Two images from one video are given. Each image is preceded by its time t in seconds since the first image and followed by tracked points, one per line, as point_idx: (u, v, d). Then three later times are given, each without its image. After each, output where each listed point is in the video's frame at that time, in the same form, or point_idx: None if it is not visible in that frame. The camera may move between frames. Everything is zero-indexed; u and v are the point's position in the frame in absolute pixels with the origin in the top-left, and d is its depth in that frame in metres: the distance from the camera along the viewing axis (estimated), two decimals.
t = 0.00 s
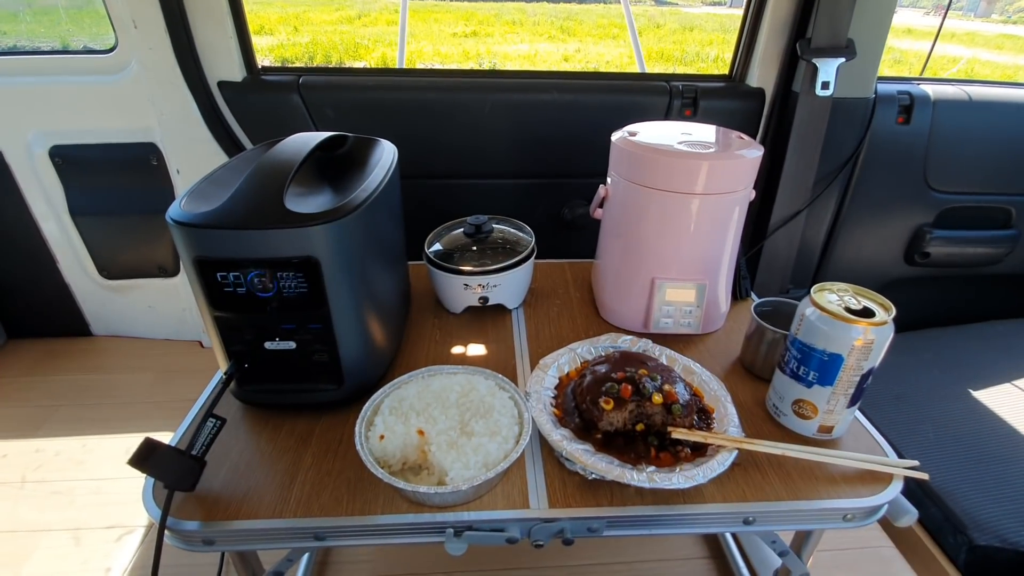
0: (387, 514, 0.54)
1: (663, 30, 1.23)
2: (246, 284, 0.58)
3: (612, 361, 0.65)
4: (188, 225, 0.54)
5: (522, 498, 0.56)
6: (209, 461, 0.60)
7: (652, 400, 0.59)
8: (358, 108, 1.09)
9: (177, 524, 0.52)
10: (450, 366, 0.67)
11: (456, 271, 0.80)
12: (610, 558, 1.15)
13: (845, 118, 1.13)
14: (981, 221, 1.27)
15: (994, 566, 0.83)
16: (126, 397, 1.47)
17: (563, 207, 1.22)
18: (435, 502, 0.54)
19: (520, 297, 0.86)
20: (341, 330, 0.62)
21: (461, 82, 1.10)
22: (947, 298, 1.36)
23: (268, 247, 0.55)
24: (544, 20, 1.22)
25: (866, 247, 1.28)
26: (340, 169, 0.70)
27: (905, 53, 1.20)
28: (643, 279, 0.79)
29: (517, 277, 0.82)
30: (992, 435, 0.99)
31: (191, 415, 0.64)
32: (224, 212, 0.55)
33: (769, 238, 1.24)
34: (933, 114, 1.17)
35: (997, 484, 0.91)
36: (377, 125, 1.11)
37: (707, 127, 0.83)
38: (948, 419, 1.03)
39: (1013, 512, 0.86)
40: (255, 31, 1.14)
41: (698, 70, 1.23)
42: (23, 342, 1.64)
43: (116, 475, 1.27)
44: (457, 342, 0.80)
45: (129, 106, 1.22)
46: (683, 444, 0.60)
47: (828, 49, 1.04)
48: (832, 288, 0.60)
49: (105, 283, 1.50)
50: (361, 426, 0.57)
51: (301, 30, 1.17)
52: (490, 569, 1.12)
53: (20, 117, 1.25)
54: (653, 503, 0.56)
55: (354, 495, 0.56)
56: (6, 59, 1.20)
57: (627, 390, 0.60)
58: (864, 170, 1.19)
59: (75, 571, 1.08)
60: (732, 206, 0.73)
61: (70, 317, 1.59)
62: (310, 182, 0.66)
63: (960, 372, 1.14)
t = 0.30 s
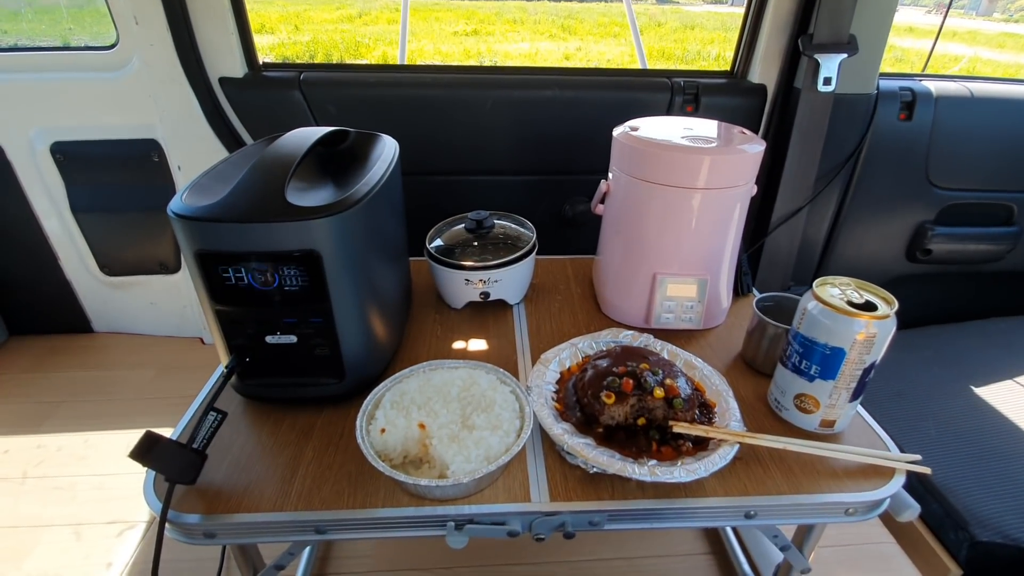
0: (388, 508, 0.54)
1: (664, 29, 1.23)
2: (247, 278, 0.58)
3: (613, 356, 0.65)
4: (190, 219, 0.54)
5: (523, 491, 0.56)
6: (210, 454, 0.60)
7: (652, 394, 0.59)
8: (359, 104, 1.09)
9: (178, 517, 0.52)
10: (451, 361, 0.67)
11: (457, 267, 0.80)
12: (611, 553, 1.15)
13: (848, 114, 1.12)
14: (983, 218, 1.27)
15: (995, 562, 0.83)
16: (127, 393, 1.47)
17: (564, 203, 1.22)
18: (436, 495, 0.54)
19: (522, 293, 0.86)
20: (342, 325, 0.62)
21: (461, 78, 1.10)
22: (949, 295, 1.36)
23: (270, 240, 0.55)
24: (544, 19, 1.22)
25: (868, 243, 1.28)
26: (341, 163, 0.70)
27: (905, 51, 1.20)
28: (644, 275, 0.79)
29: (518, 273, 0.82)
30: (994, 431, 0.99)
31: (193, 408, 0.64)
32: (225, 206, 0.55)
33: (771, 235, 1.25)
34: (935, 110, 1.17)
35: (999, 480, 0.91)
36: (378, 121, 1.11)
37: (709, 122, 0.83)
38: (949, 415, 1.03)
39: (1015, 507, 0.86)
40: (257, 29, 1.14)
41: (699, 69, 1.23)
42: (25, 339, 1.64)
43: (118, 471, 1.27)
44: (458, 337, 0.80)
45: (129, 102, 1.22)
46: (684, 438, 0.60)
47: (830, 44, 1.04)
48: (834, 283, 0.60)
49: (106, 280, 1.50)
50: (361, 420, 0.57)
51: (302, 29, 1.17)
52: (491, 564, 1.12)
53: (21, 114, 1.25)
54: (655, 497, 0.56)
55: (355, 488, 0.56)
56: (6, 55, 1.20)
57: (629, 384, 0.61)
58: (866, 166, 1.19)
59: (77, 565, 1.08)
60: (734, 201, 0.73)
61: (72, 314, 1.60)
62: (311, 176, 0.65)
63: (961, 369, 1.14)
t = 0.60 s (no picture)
0: (389, 485, 0.54)
1: (674, 34, 1.23)
2: (252, 255, 0.59)
3: (617, 341, 0.65)
4: (197, 194, 0.55)
5: (524, 472, 0.56)
6: (214, 430, 0.61)
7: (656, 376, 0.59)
8: (368, 95, 1.10)
9: (180, 490, 0.53)
10: (454, 343, 0.67)
11: (462, 253, 0.80)
12: (612, 545, 1.15)
13: (858, 109, 1.12)
14: (995, 217, 1.26)
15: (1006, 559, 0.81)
16: (135, 380, 1.48)
17: (570, 197, 1.22)
18: (437, 473, 0.54)
19: (526, 280, 0.86)
20: (346, 304, 0.62)
21: (470, 71, 1.11)
22: (959, 295, 1.34)
23: (275, 215, 0.55)
24: (554, 24, 1.22)
25: (877, 240, 1.27)
26: (347, 146, 0.70)
27: (917, 57, 1.20)
28: (650, 263, 0.78)
29: (523, 260, 0.82)
30: (1005, 427, 0.97)
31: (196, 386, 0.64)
32: (232, 182, 0.56)
33: (779, 229, 1.25)
34: (947, 106, 1.16)
35: (1009, 476, 0.89)
36: (386, 112, 1.12)
37: (717, 110, 0.82)
38: (959, 411, 1.01)
39: None
40: (269, 33, 1.16)
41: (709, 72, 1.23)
42: (35, 326, 1.66)
43: (124, 455, 1.28)
44: (462, 323, 0.80)
45: (142, 92, 1.23)
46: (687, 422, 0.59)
47: (840, 36, 1.04)
48: (841, 267, 0.59)
49: (116, 269, 1.52)
50: (364, 398, 0.57)
51: (313, 32, 1.18)
52: (491, 554, 1.12)
53: (36, 102, 1.27)
54: (657, 480, 0.55)
55: (356, 466, 0.56)
56: (23, 46, 1.22)
57: (632, 367, 0.60)
58: (877, 162, 1.18)
59: (81, 546, 1.09)
60: (741, 188, 0.72)
61: (82, 303, 1.61)
62: (318, 156, 0.66)
63: (970, 366, 1.13)
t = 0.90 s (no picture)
0: (384, 486, 0.54)
1: (671, 35, 1.23)
2: (248, 259, 0.59)
3: (610, 343, 0.66)
4: (193, 198, 0.55)
5: (518, 473, 0.57)
6: (210, 432, 0.61)
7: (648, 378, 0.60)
8: (364, 97, 1.10)
9: (177, 492, 0.53)
10: (450, 345, 0.68)
11: (457, 255, 0.80)
12: (608, 545, 1.15)
13: (851, 112, 1.13)
14: (986, 218, 1.27)
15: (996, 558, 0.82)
16: (132, 382, 1.49)
17: (566, 199, 1.22)
18: (431, 475, 0.55)
19: (521, 283, 0.87)
20: (341, 307, 0.62)
21: (466, 73, 1.11)
22: (951, 295, 1.36)
23: (270, 220, 0.56)
24: (552, 24, 1.21)
25: (870, 241, 1.28)
26: (343, 150, 0.71)
27: (912, 58, 1.21)
28: (643, 265, 0.79)
29: (517, 263, 0.82)
30: (995, 427, 0.98)
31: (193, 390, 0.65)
32: (227, 187, 0.56)
33: (772, 231, 1.26)
34: (939, 109, 1.17)
35: (999, 475, 0.90)
36: (382, 114, 1.12)
37: (710, 114, 0.83)
38: (950, 411, 1.02)
39: (1017, 506, 0.85)
40: (265, 33, 1.16)
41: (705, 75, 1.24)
42: (32, 328, 1.66)
43: (121, 457, 1.28)
44: (457, 325, 0.81)
45: (138, 94, 1.23)
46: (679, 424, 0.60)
47: (832, 40, 1.05)
48: (831, 270, 0.60)
49: (112, 270, 1.52)
50: (359, 400, 0.58)
51: (310, 33, 1.19)
52: (487, 554, 1.13)
53: (32, 104, 1.27)
54: (650, 481, 0.56)
55: (352, 467, 0.57)
56: (18, 49, 1.22)
57: (625, 369, 0.61)
58: (869, 164, 1.19)
59: (79, 548, 1.09)
60: (733, 191, 0.73)
61: (79, 305, 1.61)
62: (313, 160, 0.66)
63: (962, 366, 1.14)
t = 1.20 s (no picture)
0: (381, 486, 0.54)
1: (668, 35, 1.23)
2: (245, 258, 0.59)
3: (607, 342, 0.66)
4: (190, 198, 0.55)
5: (515, 472, 0.57)
6: (207, 432, 0.61)
7: (645, 377, 0.60)
8: (361, 98, 1.10)
9: (173, 493, 0.53)
10: (447, 344, 0.68)
11: (454, 255, 0.80)
12: (604, 543, 1.16)
13: (846, 111, 1.13)
14: (980, 217, 1.28)
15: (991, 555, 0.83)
16: (128, 383, 1.48)
17: (563, 198, 1.23)
18: (428, 474, 0.55)
19: (518, 282, 0.87)
20: (339, 307, 0.63)
21: (462, 74, 1.11)
22: (946, 294, 1.36)
23: (267, 220, 0.56)
24: (548, 24, 1.21)
25: (865, 240, 1.29)
26: (339, 149, 0.71)
27: (908, 58, 1.22)
28: (639, 264, 0.79)
29: (514, 262, 0.82)
30: (990, 425, 0.99)
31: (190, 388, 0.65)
32: (224, 186, 0.56)
33: (769, 230, 1.26)
34: (933, 108, 1.18)
35: (994, 473, 0.91)
36: (379, 115, 1.12)
37: (706, 114, 0.83)
38: (944, 409, 1.03)
39: (1011, 503, 0.86)
40: (261, 33, 1.16)
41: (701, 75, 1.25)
42: (28, 329, 1.65)
43: (117, 458, 1.28)
44: (455, 325, 0.81)
45: (134, 95, 1.23)
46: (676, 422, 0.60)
47: (827, 40, 1.05)
48: (827, 269, 0.61)
49: (108, 271, 1.51)
50: (356, 399, 0.58)
51: (306, 33, 1.19)
52: (485, 553, 1.13)
53: (27, 105, 1.27)
54: (646, 478, 0.56)
55: (349, 467, 0.57)
56: (13, 50, 1.22)
57: (621, 368, 0.61)
58: (865, 163, 1.19)
59: (75, 550, 1.09)
60: (729, 190, 0.73)
61: (75, 306, 1.61)
62: (309, 160, 0.66)
63: (957, 365, 1.14)
